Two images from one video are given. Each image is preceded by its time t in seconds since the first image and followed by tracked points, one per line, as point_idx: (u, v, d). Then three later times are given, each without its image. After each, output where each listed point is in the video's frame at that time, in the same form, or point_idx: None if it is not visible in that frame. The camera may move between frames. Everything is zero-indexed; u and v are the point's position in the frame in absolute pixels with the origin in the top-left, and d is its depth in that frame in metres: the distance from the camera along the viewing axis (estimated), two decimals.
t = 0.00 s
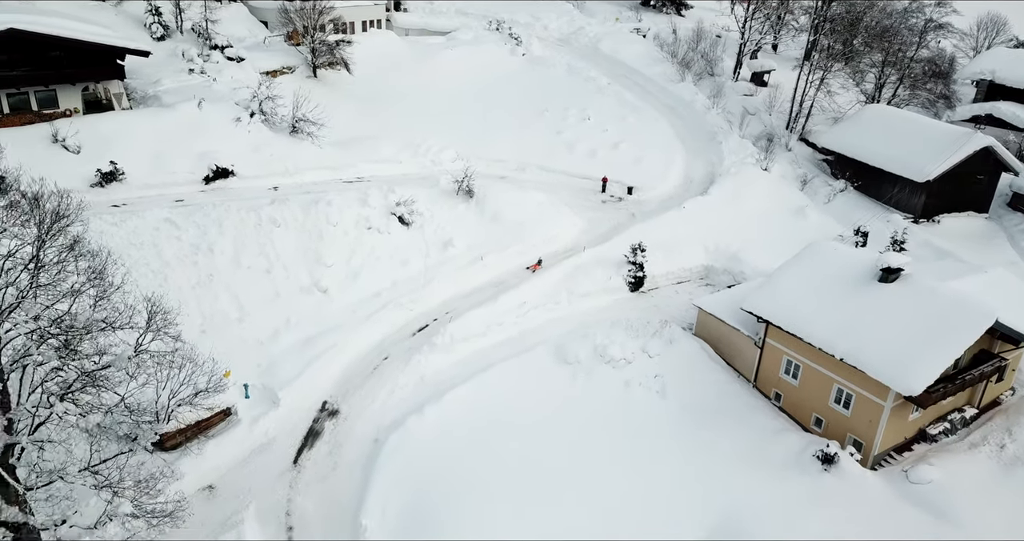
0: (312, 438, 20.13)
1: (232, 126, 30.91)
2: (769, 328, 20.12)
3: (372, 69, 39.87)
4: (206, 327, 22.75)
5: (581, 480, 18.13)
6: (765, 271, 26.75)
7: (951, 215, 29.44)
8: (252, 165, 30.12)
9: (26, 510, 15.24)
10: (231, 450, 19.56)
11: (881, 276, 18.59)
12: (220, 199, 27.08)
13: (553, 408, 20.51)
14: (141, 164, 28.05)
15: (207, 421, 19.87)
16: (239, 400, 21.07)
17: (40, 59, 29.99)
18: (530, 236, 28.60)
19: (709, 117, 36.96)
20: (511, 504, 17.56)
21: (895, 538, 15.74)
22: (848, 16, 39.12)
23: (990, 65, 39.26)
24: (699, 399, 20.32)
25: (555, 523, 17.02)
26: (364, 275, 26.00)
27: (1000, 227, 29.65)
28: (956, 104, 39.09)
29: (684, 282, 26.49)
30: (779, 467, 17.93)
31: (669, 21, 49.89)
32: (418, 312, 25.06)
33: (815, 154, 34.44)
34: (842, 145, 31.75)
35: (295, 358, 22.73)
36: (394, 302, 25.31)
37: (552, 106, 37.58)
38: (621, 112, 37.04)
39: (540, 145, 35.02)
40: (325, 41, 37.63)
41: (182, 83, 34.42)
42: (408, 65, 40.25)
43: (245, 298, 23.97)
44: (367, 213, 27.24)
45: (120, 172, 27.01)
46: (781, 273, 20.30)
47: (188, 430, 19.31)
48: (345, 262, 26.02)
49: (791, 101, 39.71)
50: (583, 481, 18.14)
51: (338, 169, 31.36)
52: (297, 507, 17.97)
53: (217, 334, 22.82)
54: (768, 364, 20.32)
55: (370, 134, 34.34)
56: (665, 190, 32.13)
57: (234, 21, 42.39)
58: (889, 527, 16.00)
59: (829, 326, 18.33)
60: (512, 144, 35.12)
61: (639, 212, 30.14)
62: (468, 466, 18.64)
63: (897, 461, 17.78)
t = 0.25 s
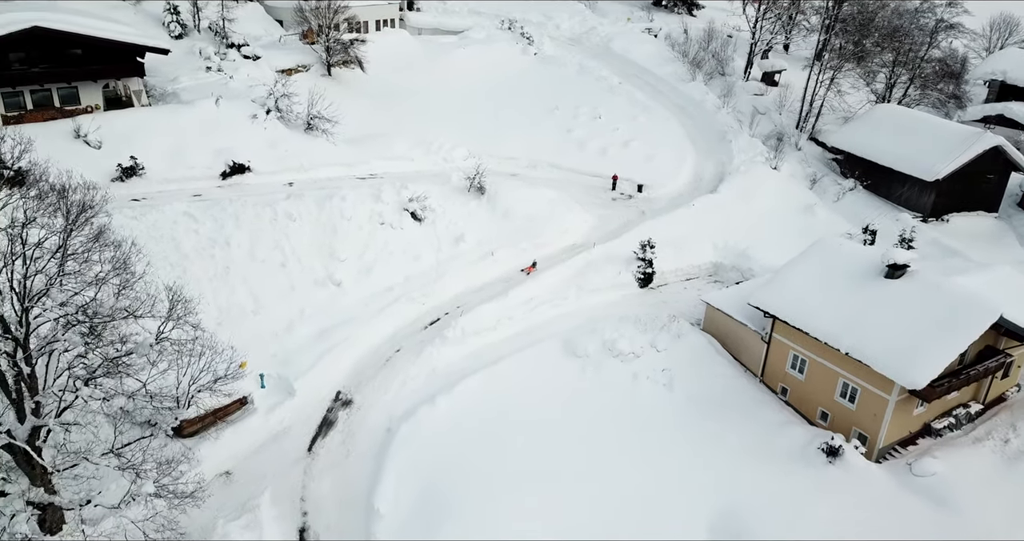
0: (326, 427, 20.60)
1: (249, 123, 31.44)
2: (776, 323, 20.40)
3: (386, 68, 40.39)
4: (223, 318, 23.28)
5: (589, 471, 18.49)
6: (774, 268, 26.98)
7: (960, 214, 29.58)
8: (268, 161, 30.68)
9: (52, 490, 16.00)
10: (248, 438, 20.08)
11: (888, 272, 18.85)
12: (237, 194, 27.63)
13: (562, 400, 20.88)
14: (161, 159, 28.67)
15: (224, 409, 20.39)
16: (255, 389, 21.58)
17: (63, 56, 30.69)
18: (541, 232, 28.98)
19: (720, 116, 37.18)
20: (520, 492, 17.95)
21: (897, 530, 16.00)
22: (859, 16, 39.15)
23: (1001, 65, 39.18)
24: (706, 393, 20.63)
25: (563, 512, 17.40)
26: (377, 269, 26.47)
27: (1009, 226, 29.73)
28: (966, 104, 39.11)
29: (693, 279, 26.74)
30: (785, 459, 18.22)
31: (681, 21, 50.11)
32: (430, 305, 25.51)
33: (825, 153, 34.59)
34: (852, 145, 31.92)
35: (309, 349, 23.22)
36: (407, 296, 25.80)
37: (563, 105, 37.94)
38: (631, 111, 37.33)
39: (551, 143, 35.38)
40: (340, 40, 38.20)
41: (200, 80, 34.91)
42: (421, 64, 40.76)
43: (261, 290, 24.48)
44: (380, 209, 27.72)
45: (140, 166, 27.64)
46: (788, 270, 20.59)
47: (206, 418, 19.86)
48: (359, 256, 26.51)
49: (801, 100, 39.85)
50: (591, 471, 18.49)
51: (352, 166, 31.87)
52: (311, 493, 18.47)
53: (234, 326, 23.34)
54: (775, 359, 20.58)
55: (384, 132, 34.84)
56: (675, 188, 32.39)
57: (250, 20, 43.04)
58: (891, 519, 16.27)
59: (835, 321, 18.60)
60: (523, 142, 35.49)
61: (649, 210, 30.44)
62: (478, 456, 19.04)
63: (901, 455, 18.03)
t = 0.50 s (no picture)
0: (338, 417, 21.06)
1: (263, 120, 31.93)
2: (781, 318, 20.70)
3: (397, 66, 40.91)
4: (238, 309, 23.75)
5: (596, 461, 18.84)
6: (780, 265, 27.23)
7: (967, 213, 29.73)
8: (282, 157, 31.23)
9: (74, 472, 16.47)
10: (262, 426, 20.57)
11: (891, 268, 19.13)
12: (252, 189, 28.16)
13: (570, 392, 21.25)
14: (177, 155, 29.27)
15: (238, 399, 20.83)
16: (269, 379, 22.07)
17: (81, 53, 31.31)
18: (549, 228, 29.35)
19: (728, 115, 37.42)
20: (528, 480, 18.34)
21: (899, 521, 16.28)
22: (868, 16, 39.25)
23: (1010, 65, 38.95)
24: (712, 386, 20.95)
25: (569, 500, 17.78)
26: (388, 264, 26.93)
27: (1016, 225, 29.83)
28: (975, 104, 39.18)
29: (699, 275, 27.03)
30: (789, 451, 18.50)
31: (690, 21, 50.34)
32: (440, 300, 25.95)
33: (832, 152, 34.77)
34: (860, 144, 32.13)
35: (322, 341, 23.70)
36: (417, 290, 26.25)
37: (572, 104, 38.31)
38: (640, 110, 37.64)
39: (560, 141, 35.73)
40: (352, 39, 38.74)
41: (215, 78, 35.53)
42: (432, 63, 41.25)
43: (275, 283, 24.96)
44: (391, 205, 28.19)
45: (156, 162, 28.23)
46: (793, 265, 20.88)
47: (220, 407, 20.32)
48: (371, 251, 26.97)
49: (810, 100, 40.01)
50: (597, 462, 18.85)
51: (363, 163, 32.35)
52: (324, 480, 18.93)
53: (248, 317, 23.84)
54: (779, 353, 20.88)
55: (395, 129, 35.30)
56: (683, 185, 32.67)
57: (264, 19, 43.70)
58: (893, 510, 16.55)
59: (839, 316, 18.89)
60: (533, 140, 35.88)
61: (656, 207, 30.74)
62: (487, 445, 19.44)
63: (904, 448, 18.30)
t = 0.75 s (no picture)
0: (349, 407, 21.51)
1: (275, 117, 32.39)
2: (784, 313, 21.01)
3: (407, 65, 41.39)
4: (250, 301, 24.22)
5: (600, 451, 19.22)
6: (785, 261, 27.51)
7: (972, 211, 29.98)
8: (294, 153, 31.73)
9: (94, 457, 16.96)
10: (275, 415, 21.04)
11: (893, 264, 19.43)
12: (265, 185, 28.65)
13: (576, 385, 21.63)
14: (191, 151, 29.82)
15: (251, 389, 21.31)
16: (281, 370, 22.54)
17: (98, 51, 31.89)
18: (557, 224, 29.74)
19: (735, 114, 37.69)
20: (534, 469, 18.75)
21: (899, 508, 16.65)
22: (875, 15, 39.40)
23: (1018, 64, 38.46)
24: (716, 380, 21.28)
25: (574, 488, 18.18)
26: (398, 259, 27.36)
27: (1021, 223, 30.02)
28: (981, 103, 39.34)
29: (705, 271, 27.32)
30: (790, 443, 18.81)
31: (698, 20, 50.60)
32: (449, 294, 26.38)
33: (838, 150, 35.01)
34: (865, 142, 32.35)
35: (333, 333, 24.17)
36: (426, 284, 26.68)
37: (579, 102, 38.67)
38: (647, 109, 37.95)
39: (568, 139, 36.10)
40: (362, 37, 39.25)
41: (228, 76, 36.08)
42: (441, 62, 41.72)
43: (287, 276, 25.40)
44: (401, 201, 28.64)
45: (171, 157, 28.79)
46: (797, 261, 21.20)
47: (234, 396, 20.81)
48: (381, 246, 27.42)
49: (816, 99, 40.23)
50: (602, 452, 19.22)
51: (374, 159, 32.81)
52: (335, 467, 19.40)
53: (261, 310, 24.30)
54: (783, 347, 21.19)
55: (404, 127, 35.74)
56: (689, 183, 32.95)
57: (276, 18, 44.31)
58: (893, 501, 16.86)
59: (841, 310, 19.18)
60: (541, 138, 36.25)
61: (663, 204, 31.05)
62: (495, 435, 19.85)
63: (904, 440, 18.61)
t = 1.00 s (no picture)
0: (359, 397, 21.96)
1: (287, 114, 32.88)
2: (788, 307, 21.32)
3: (417, 63, 41.85)
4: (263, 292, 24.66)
5: (606, 441, 19.58)
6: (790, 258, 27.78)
7: (977, 209, 30.23)
8: (305, 150, 32.23)
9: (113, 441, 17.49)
10: (287, 404, 21.50)
11: (896, 259, 19.72)
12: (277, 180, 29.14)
13: (582, 377, 21.99)
14: (205, 147, 30.36)
15: (264, 378, 21.79)
16: (293, 360, 23.01)
17: (115, 49, 32.52)
18: (564, 220, 30.14)
19: (741, 113, 37.96)
20: (541, 457, 19.14)
21: (898, 499, 16.96)
22: (883, 15, 39.59)
23: None
24: (720, 373, 21.61)
25: (579, 477, 18.56)
26: (407, 253, 27.80)
27: None
28: (988, 103, 39.46)
29: (711, 267, 27.58)
30: (793, 435, 19.11)
31: (705, 20, 50.82)
32: (457, 288, 26.79)
33: (844, 149, 35.21)
34: (871, 141, 32.61)
35: (343, 326, 24.62)
36: (435, 278, 27.12)
37: (587, 101, 39.04)
38: (654, 108, 38.27)
39: (576, 137, 36.47)
40: (373, 36, 39.72)
41: (241, 74, 36.62)
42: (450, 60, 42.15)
43: (299, 269, 25.85)
44: (411, 197, 29.06)
45: (186, 153, 29.36)
46: (801, 256, 21.50)
47: (247, 385, 21.30)
48: (391, 241, 27.86)
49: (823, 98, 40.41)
50: (607, 442, 19.59)
51: (384, 156, 33.26)
52: (346, 455, 19.85)
53: (273, 302, 24.76)
54: (787, 341, 21.50)
55: (414, 125, 36.16)
56: (696, 180, 33.25)
57: (288, 17, 44.91)
58: (893, 492, 17.16)
59: (844, 304, 19.48)
60: (549, 136, 36.63)
61: (669, 202, 31.36)
62: (502, 425, 20.24)
63: (906, 432, 18.88)
